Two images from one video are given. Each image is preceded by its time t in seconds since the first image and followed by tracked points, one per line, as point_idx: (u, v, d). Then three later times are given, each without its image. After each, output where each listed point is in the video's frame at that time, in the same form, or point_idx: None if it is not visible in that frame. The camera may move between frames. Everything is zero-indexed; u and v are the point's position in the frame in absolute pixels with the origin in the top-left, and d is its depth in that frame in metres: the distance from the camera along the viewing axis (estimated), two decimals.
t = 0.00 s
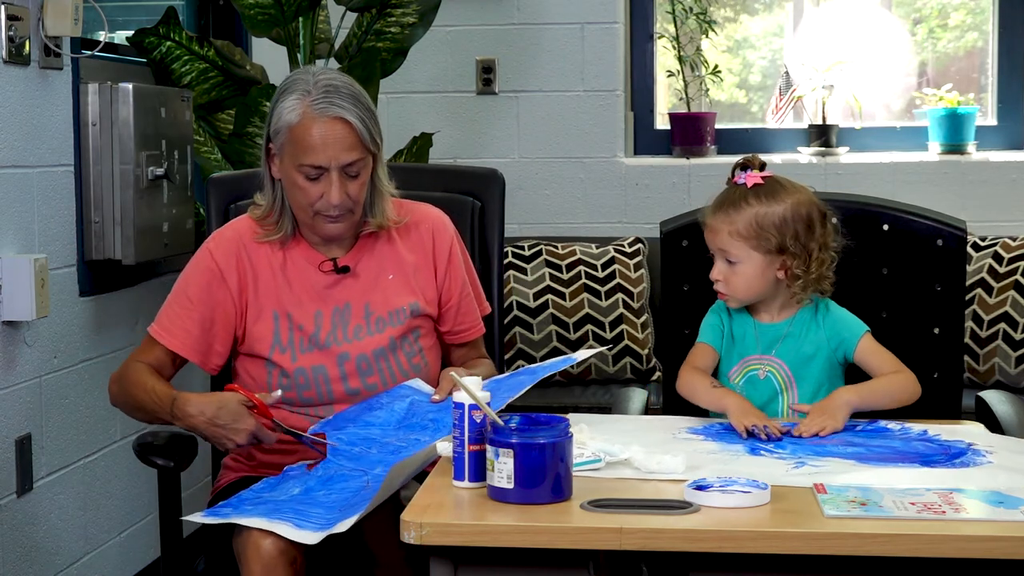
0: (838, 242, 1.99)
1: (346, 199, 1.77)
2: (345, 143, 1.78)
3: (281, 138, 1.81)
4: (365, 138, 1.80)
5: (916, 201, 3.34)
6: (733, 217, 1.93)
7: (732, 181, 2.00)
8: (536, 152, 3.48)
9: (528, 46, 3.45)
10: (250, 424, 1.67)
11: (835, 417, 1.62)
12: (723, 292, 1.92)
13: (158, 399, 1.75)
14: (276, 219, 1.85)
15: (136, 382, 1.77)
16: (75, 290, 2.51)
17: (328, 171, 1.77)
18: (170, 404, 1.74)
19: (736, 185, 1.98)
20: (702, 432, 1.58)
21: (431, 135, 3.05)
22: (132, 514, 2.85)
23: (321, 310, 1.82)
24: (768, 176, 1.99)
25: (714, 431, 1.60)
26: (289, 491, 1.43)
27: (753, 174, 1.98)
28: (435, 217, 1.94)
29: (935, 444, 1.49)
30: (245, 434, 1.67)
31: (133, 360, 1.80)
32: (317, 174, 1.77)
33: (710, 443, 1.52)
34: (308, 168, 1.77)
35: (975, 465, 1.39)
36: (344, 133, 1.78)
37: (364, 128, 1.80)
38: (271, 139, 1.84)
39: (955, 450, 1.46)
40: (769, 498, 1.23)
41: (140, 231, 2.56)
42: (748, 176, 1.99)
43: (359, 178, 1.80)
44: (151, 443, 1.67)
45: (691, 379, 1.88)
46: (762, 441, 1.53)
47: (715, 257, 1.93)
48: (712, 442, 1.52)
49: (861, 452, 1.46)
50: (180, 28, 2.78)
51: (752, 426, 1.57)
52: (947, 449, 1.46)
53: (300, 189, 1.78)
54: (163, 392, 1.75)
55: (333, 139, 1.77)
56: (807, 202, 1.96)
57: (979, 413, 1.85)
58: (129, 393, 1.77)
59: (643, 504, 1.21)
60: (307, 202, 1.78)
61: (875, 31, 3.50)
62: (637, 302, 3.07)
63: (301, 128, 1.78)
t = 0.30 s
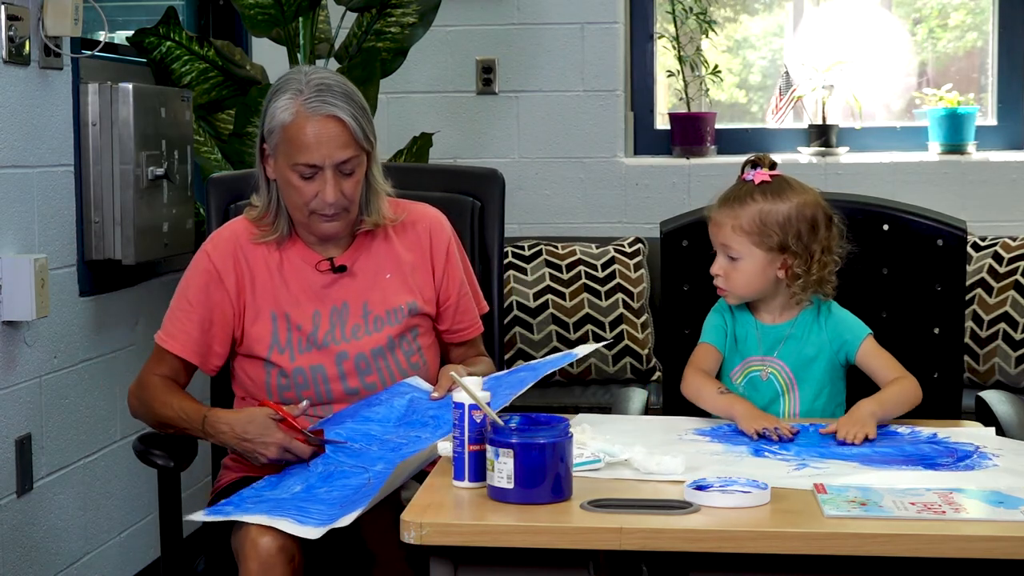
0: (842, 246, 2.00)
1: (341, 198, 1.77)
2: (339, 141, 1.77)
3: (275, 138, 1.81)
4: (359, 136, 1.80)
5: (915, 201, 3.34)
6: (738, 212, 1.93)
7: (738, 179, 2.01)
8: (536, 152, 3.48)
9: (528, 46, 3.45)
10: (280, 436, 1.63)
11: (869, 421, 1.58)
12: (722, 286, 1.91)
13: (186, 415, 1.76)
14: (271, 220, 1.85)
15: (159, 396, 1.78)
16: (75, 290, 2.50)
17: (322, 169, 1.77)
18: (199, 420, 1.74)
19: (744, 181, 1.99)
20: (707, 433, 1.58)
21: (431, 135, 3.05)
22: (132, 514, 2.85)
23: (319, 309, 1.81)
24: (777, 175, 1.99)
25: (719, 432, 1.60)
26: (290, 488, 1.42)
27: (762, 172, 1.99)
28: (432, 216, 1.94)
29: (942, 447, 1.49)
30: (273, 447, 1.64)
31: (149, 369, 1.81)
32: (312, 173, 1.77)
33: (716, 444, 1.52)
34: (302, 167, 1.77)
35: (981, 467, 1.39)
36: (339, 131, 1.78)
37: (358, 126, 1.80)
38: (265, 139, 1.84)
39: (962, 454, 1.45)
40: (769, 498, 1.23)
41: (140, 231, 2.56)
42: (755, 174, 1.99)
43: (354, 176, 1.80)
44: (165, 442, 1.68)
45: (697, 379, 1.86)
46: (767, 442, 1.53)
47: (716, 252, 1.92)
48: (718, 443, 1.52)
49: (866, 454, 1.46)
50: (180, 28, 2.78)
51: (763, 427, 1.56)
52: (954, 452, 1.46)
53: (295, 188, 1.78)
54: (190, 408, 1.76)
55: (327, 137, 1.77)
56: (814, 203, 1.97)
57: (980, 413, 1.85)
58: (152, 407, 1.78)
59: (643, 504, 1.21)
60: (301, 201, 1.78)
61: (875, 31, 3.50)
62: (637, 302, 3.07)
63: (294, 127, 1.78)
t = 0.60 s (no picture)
0: (843, 246, 2.00)
1: (344, 195, 1.77)
2: (340, 139, 1.77)
3: (275, 138, 1.81)
4: (360, 134, 1.80)
5: (915, 201, 3.34)
6: (740, 209, 1.94)
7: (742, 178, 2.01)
8: (536, 152, 3.48)
9: (528, 46, 3.45)
10: (275, 430, 1.62)
11: (875, 423, 1.57)
12: (721, 285, 1.92)
13: (184, 412, 1.75)
14: (271, 220, 1.85)
15: (156, 394, 1.78)
16: (75, 290, 2.50)
17: (324, 168, 1.77)
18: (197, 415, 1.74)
19: (748, 180, 1.99)
20: (707, 433, 1.58)
21: (431, 134, 3.05)
22: (132, 514, 2.85)
23: (319, 309, 1.81)
24: (782, 175, 1.99)
25: (719, 431, 1.60)
26: (292, 484, 1.42)
27: (765, 171, 1.99)
28: (432, 216, 1.94)
29: (942, 447, 1.49)
30: (267, 442, 1.62)
31: (146, 368, 1.82)
32: (314, 171, 1.77)
33: (717, 444, 1.52)
34: (304, 165, 1.77)
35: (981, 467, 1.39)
36: (340, 129, 1.78)
37: (359, 124, 1.80)
38: (266, 139, 1.84)
39: (962, 453, 1.45)
40: (769, 498, 1.23)
41: (140, 231, 2.56)
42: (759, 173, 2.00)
43: (356, 174, 1.80)
44: (162, 447, 1.66)
45: (686, 377, 1.87)
46: (768, 442, 1.53)
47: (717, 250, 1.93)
48: (719, 443, 1.52)
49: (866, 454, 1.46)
50: (180, 28, 2.78)
51: (759, 424, 1.58)
52: (954, 452, 1.46)
53: (297, 187, 1.78)
54: (188, 404, 1.76)
55: (329, 135, 1.77)
56: (817, 205, 1.97)
57: (980, 413, 1.85)
58: (150, 406, 1.78)
59: (643, 504, 1.21)
60: (303, 200, 1.78)
61: (875, 31, 3.50)
62: (637, 302, 3.07)
63: (295, 126, 1.78)
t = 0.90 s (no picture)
0: (839, 246, 2.00)
1: (353, 192, 1.78)
2: (350, 134, 1.78)
3: (283, 135, 1.81)
4: (369, 131, 1.81)
5: (915, 201, 3.34)
6: (737, 209, 1.94)
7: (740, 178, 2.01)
8: (537, 152, 3.48)
9: (528, 46, 3.45)
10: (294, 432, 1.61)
11: (874, 423, 1.57)
12: (716, 284, 1.92)
13: (194, 413, 1.72)
14: (274, 219, 1.85)
15: (163, 396, 1.75)
16: (75, 290, 2.50)
17: (334, 163, 1.77)
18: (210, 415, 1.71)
19: (745, 180, 1.99)
20: (706, 433, 1.58)
21: (431, 134, 3.05)
22: (132, 514, 2.85)
23: (324, 307, 1.81)
24: (778, 175, 1.99)
25: (718, 431, 1.60)
26: (309, 483, 1.44)
27: (763, 171, 1.99)
28: (435, 217, 1.94)
29: (942, 447, 1.49)
30: (285, 443, 1.60)
31: (150, 372, 1.79)
32: (324, 167, 1.77)
33: (716, 444, 1.52)
34: (314, 160, 1.77)
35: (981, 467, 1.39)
36: (351, 125, 1.78)
37: (368, 122, 1.81)
38: (272, 137, 1.84)
39: (962, 454, 1.45)
40: (769, 498, 1.23)
41: (140, 231, 2.56)
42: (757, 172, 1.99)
43: (365, 171, 1.81)
44: (177, 443, 1.69)
45: (671, 371, 1.91)
46: (768, 442, 1.53)
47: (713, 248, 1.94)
48: (718, 443, 1.52)
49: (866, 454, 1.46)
50: (180, 28, 2.78)
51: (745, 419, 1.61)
52: (954, 452, 1.46)
53: (306, 183, 1.78)
54: (198, 405, 1.73)
55: (339, 130, 1.77)
56: (814, 206, 1.97)
57: (980, 413, 1.85)
58: (157, 409, 1.74)
59: (642, 504, 1.21)
60: (312, 196, 1.77)
61: (875, 31, 3.50)
62: (637, 302, 3.07)
63: (305, 121, 1.78)
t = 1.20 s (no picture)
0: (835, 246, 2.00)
1: (364, 195, 1.78)
2: (364, 138, 1.78)
3: (295, 136, 1.80)
4: (382, 134, 1.81)
5: (915, 201, 3.34)
6: (745, 206, 1.93)
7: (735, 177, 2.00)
8: (537, 152, 3.48)
9: (528, 46, 3.45)
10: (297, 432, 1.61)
11: (871, 421, 1.57)
12: (726, 284, 1.91)
13: (194, 412, 1.72)
14: (278, 220, 1.84)
15: (163, 394, 1.75)
16: (75, 290, 2.50)
17: (347, 166, 1.77)
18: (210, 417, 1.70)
19: (743, 180, 1.98)
20: (706, 433, 1.58)
21: (431, 135, 3.05)
22: (132, 514, 2.85)
23: (326, 308, 1.81)
24: (775, 175, 1.99)
25: (717, 431, 1.60)
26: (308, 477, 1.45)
27: (759, 171, 1.98)
28: (438, 218, 1.94)
29: (942, 447, 1.49)
30: (287, 442, 1.61)
31: (151, 371, 1.79)
32: (337, 169, 1.78)
33: (716, 445, 1.52)
34: (327, 162, 1.77)
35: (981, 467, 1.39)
36: (365, 128, 1.78)
37: (382, 125, 1.81)
38: (283, 138, 1.83)
39: (962, 454, 1.45)
40: (769, 498, 1.23)
41: (140, 231, 2.56)
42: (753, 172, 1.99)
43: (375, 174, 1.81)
44: (175, 438, 1.71)
45: (687, 376, 1.88)
46: (768, 443, 1.53)
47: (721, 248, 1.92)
48: (718, 443, 1.52)
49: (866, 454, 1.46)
50: (180, 28, 2.78)
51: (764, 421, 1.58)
52: (954, 452, 1.46)
53: (317, 185, 1.78)
54: (199, 404, 1.72)
55: (354, 133, 1.77)
56: (813, 205, 1.97)
57: (980, 413, 1.85)
58: (157, 406, 1.74)
59: (642, 504, 1.21)
60: (322, 198, 1.77)
61: (875, 31, 3.50)
62: (637, 302, 3.08)
63: (320, 123, 1.78)
